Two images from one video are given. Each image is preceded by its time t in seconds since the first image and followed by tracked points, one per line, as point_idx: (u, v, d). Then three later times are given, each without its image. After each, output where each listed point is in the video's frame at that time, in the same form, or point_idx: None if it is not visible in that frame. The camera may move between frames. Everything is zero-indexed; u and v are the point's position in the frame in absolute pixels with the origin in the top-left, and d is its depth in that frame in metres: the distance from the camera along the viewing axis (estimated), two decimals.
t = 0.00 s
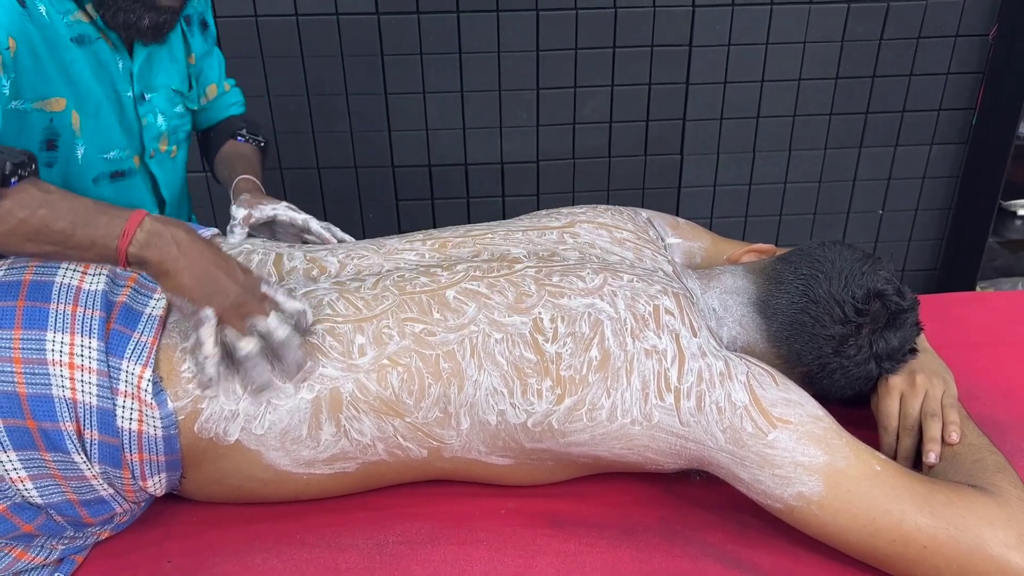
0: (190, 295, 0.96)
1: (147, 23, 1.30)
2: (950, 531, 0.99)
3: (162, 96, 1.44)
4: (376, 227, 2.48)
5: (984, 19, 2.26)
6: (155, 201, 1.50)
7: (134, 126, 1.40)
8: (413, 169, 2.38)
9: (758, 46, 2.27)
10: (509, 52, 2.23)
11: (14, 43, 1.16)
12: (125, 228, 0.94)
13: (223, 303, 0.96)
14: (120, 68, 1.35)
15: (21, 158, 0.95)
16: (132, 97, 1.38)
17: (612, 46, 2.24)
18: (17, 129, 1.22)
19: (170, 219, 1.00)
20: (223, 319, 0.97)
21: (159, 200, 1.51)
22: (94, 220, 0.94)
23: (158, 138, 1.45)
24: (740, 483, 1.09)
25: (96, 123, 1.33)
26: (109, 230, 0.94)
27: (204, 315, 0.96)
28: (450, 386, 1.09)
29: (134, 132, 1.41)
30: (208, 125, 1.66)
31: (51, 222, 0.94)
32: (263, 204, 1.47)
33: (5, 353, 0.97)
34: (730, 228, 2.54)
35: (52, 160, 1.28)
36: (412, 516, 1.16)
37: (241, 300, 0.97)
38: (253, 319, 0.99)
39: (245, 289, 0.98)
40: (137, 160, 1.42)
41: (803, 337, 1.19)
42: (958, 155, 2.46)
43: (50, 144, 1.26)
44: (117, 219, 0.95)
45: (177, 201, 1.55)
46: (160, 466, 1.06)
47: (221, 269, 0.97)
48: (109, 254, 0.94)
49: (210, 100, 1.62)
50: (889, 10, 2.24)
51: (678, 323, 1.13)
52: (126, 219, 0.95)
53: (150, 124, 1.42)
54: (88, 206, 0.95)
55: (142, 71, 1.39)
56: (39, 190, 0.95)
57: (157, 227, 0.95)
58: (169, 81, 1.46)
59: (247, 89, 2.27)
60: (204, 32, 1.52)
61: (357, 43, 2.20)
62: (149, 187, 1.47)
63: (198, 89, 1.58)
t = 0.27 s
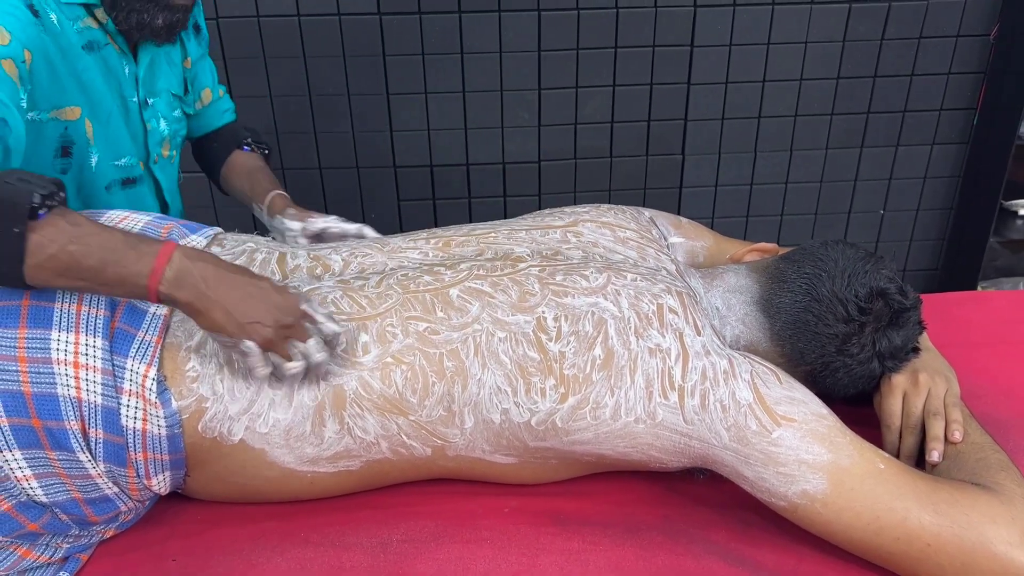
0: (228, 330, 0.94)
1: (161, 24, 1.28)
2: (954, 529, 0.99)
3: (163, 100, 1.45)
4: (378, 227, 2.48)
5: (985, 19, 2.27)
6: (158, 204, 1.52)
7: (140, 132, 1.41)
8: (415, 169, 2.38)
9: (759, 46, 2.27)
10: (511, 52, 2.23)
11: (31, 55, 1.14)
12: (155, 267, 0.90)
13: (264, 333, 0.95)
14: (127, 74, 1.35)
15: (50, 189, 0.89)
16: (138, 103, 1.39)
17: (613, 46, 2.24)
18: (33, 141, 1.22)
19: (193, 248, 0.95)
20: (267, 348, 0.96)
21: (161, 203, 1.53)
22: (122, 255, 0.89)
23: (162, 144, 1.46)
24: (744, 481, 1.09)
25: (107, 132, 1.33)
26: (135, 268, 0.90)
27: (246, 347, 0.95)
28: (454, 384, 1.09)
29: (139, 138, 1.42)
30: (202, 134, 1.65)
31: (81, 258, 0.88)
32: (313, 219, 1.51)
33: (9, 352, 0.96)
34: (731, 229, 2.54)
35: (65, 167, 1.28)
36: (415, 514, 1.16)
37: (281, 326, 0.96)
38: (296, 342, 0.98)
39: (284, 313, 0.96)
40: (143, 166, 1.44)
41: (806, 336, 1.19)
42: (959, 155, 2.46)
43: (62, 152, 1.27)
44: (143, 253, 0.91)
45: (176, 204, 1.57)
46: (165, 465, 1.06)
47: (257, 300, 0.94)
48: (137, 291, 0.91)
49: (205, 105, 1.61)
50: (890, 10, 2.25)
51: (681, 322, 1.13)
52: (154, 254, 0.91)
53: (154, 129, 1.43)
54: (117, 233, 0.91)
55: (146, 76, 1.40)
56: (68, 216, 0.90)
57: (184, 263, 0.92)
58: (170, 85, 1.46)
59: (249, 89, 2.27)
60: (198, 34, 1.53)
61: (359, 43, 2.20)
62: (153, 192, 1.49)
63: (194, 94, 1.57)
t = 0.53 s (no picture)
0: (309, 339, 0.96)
1: (194, 31, 1.26)
2: (955, 528, 0.99)
3: (185, 109, 1.45)
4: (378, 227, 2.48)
5: (985, 19, 2.27)
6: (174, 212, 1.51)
7: (162, 140, 1.41)
8: (415, 169, 2.38)
9: (759, 45, 2.27)
10: (511, 52, 2.23)
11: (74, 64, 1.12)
12: (241, 278, 0.93)
13: (343, 342, 0.96)
14: (153, 82, 1.35)
15: (136, 198, 0.92)
16: (162, 112, 1.39)
17: (613, 45, 2.24)
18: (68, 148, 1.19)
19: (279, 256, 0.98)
20: (347, 356, 0.97)
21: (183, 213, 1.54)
22: (210, 265, 0.92)
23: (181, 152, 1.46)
24: (745, 480, 1.09)
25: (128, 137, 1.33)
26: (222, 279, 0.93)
27: (329, 356, 0.97)
28: (457, 383, 1.09)
29: (162, 146, 1.42)
30: (232, 139, 1.67)
31: (170, 267, 0.91)
32: (386, 210, 1.59)
33: (11, 351, 0.97)
34: (731, 228, 2.54)
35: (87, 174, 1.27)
36: (417, 513, 1.16)
37: (360, 334, 0.96)
38: (378, 348, 0.98)
39: (363, 321, 0.96)
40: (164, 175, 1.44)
41: (807, 335, 1.19)
42: (959, 154, 2.46)
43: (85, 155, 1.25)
44: (229, 264, 0.93)
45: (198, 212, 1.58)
46: (166, 463, 1.06)
47: (337, 312, 0.95)
48: (223, 301, 0.94)
49: (235, 109, 1.63)
50: (890, 9, 2.25)
51: (682, 320, 1.13)
52: (239, 265, 0.94)
53: (175, 137, 1.43)
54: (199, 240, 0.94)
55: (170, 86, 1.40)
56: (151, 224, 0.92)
57: (269, 274, 0.94)
58: (192, 94, 1.46)
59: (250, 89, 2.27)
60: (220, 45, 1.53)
61: (360, 43, 2.20)
62: (169, 199, 1.48)
63: (222, 100, 1.60)
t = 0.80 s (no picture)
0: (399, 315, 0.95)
1: (241, 32, 1.25)
2: (956, 527, 0.99)
3: (226, 110, 1.44)
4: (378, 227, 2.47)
5: (985, 18, 2.27)
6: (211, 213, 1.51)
7: (199, 139, 1.40)
8: (415, 168, 2.38)
9: (759, 44, 2.27)
10: (511, 51, 2.23)
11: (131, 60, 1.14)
12: (328, 257, 0.94)
13: (434, 313, 0.94)
14: (195, 82, 1.34)
15: (218, 185, 0.93)
16: (201, 112, 1.38)
17: (614, 44, 2.24)
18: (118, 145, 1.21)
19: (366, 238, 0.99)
20: (439, 329, 0.96)
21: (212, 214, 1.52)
22: (295, 249, 0.94)
23: (220, 154, 1.45)
24: (746, 479, 1.09)
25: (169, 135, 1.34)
26: (310, 261, 0.94)
27: (420, 330, 0.96)
28: (456, 381, 1.09)
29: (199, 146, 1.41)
30: (279, 143, 1.66)
31: (255, 253, 0.93)
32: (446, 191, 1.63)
33: (11, 349, 0.97)
34: (731, 227, 2.54)
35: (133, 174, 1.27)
36: (416, 512, 1.16)
37: (449, 305, 0.95)
38: (468, 320, 0.96)
39: (449, 293, 0.95)
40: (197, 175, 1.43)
41: (808, 333, 1.18)
42: (960, 154, 2.46)
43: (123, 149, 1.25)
44: (314, 245, 0.95)
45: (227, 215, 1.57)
46: (165, 462, 1.06)
47: (425, 283, 0.94)
48: (312, 283, 0.95)
49: (280, 111, 1.63)
50: (890, 8, 2.25)
51: (683, 319, 1.13)
52: (326, 246, 0.95)
53: (214, 139, 1.43)
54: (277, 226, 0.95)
55: (212, 87, 1.39)
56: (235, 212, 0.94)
57: (355, 253, 0.95)
58: (233, 97, 1.45)
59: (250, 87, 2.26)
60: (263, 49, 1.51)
61: (360, 42, 2.20)
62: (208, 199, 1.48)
63: (267, 101, 1.59)
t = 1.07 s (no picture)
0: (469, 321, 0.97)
1: (301, 39, 1.24)
2: (955, 527, 0.98)
3: (280, 115, 1.44)
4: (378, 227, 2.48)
5: (985, 16, 2.26)
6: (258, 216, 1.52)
7: (253, 144, 1.42)
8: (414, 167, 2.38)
9: (759, 43, 2.26)
10: (510, 50, 2.23)
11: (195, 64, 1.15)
12: (402, 264, 0.96)
13: (507, 318, 0.96)
14: (250, 87, 1.34)
15: (294, 193, 0.96)
16: (255, 117, 1.39)
17: (613, 43, 2.23)
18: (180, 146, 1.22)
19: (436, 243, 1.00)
20: (513, 331, 0.98)
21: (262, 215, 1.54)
22: (370, 255, 0.95)
23: (271, 158, 1.46)
24: (745, 479, 1.08)
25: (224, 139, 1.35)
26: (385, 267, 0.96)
27: (494, 334, 0.98)
28: (453, 381, 1.09)
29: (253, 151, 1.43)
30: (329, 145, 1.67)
31: (331, 259, 0.95)
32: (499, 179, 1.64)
33: (7, 350, 0.97)
34: (731, 226, 2.54)
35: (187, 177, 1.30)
36: (415, 513, 1.16)
37: (523, 308, 0.96)
38: (541, 320, 0.97)
39: (521, 296, 0.96)
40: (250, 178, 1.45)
41: (807, 333, 1.18)
42: (960, 153, 2.46)
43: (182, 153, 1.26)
44: (388, 252, 0.96)
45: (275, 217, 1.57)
46: (162, 463, 1.05)
47: (494, 289, 0.96)
48: (386, 289, 0.97)
49: (334, 114, 1.63)
50: (890, 7, 2.24)
51: (682, 319, 1.13)
52: (400, 252, 0.96)
53: (266, 143, 1.44)
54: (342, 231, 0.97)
55: (266, 92, 1.38)
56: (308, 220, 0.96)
57: (427, 259, 0.96)
58: (285, 102, 1.44)
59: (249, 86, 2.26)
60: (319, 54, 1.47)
61: (359, 41, 2.19)
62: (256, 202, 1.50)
63: (321, 102, 1.59)
